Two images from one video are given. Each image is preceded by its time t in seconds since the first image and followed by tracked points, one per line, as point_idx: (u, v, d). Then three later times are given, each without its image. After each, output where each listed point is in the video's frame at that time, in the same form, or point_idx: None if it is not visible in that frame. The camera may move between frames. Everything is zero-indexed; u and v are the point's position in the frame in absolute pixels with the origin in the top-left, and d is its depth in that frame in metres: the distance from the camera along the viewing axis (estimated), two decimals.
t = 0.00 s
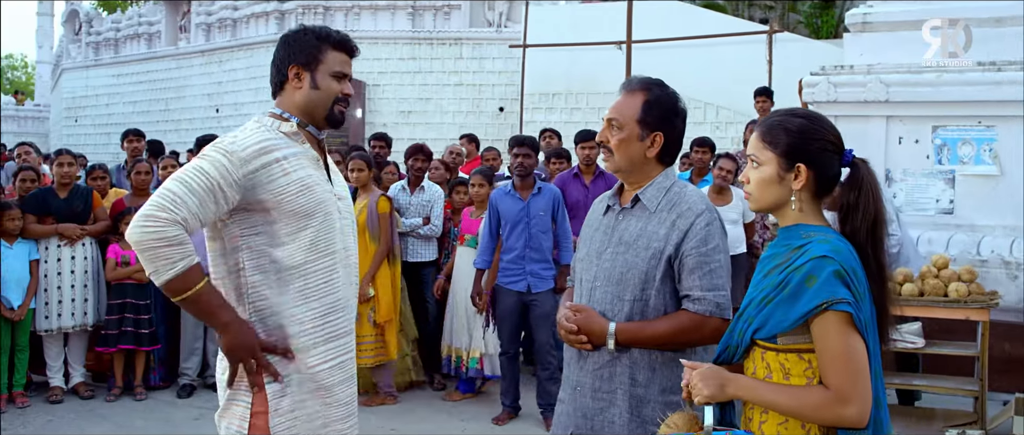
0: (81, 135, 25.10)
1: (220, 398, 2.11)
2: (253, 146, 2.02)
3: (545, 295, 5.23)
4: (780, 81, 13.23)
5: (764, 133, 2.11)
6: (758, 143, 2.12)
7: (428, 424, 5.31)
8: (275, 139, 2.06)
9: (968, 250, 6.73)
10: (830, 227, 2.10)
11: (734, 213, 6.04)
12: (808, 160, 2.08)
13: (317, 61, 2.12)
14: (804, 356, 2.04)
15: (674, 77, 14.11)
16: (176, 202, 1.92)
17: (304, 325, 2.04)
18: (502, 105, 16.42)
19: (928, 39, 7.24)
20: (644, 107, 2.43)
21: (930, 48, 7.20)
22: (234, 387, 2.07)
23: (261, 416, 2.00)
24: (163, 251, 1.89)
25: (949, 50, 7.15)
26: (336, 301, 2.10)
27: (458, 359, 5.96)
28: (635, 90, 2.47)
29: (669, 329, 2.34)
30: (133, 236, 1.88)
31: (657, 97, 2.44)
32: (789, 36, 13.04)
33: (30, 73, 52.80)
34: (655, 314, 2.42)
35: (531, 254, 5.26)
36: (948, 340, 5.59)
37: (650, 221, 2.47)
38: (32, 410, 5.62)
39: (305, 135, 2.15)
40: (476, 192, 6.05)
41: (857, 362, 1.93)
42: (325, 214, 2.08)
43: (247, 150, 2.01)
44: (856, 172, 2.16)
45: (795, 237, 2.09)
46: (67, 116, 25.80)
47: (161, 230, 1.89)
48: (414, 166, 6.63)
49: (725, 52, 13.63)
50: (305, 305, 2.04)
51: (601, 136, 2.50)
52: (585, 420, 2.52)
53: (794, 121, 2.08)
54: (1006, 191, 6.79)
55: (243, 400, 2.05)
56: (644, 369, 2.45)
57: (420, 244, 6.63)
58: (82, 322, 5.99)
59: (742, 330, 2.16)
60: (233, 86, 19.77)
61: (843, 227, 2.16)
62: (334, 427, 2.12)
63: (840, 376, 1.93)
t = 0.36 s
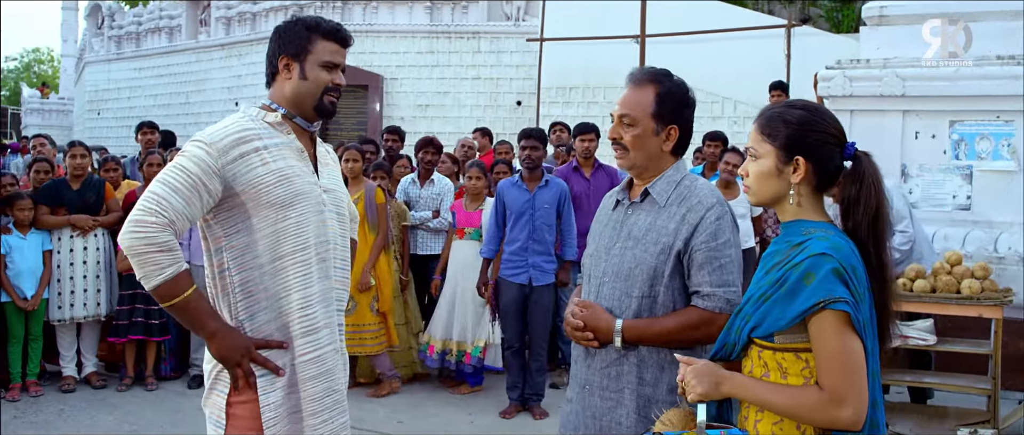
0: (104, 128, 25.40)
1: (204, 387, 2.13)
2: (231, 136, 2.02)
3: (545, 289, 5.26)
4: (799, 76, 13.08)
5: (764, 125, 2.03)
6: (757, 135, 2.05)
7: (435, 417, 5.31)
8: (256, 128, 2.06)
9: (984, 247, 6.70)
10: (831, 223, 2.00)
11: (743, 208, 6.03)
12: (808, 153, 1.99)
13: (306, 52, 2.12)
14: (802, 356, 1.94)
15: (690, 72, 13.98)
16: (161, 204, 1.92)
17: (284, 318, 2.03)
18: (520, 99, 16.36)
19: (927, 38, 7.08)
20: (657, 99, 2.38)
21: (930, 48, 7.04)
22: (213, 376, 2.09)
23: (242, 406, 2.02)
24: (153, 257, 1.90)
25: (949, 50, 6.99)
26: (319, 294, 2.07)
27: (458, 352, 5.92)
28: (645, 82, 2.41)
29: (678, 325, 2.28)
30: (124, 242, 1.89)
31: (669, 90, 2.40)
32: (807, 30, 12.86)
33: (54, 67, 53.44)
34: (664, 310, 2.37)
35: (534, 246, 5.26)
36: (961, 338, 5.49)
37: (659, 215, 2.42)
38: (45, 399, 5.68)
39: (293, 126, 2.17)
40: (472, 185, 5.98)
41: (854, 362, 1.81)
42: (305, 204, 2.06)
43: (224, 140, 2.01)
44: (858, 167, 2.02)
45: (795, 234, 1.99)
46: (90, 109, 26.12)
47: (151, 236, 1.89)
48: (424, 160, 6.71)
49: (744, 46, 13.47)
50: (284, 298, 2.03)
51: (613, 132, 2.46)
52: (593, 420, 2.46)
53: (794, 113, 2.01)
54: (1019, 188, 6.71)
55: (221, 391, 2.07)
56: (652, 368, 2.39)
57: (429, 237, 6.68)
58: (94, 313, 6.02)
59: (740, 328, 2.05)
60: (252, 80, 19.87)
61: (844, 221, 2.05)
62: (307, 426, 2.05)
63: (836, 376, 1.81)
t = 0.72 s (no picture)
0: (131, 131, 25.73)
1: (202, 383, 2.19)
2: (229, 135, 2.07)
3: (553, 289, 5.23)
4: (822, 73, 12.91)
5: (763, 117, 2.02)
6: (757, 128, 2.04)
7: (449, 417, 5.30)
8: (255, 127, 2.11)
9: (1009, 245, 6.56)
10: (833, 218, 1.97)
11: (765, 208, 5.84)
12: (807, 147, 1.97)
13: (306, 51, 2.17)
14: (802, 352, 1.91)
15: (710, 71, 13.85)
16: (159, 204, 1.97)
17: (281, 317, 2.08)
18: (541, 99, 16.29)
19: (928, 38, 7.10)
20: (660, 95, 2.38)
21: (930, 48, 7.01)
22: (209, 373, 2.15)
23: (239, 403, 2.08)
24: (151, 256, 1.95)
25: (948, 50, 6.93)
26: (316, 293, 2.12)
27: (478, 350, 5.91)
28: (647, 80, 2.41)
29: (685, 322, 2.29)
30: (122, 240, 1.94)
31: (671, 85, 2.40)
32: (829, 26, 12.67)
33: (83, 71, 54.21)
34: (670, 308, 2.37)
35: (544, 245, 5.26)
36: (982, 337, 5.38)
37: (663, 212, 2.41)
38: (67, 398, 5.74)
39: (291, 126, 2.21)
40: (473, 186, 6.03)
41: (856, 358, 1.79)
42: (302, 203, 2.11)
43: (222, 139, 2.06)
44: (855, 158, 1.99)
45: (798, 228, 1.96)
46: (118, 112, 26.47)
47: (149, 235, 1.95)
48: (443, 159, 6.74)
49: (766, 44, 13.33)
50: (281, 296, 2.08)
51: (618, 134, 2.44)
52: (600, 420, 2.45)
53: (797, 108, 1.98)
54: None
55: (217, 389, 2.13)
56: (659, 365, 2.39)
57: (446, 236, 6.70)
58: (114, 313, 6.07)
59: (740, 323, 2.02)
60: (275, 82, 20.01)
61: (843, 213, 2.01)
62: (301, 423, 2.11)
63: (838, 373, 1.79)
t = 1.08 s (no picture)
0: (152, 135, 25.96)
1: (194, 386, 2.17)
2: (222, 135, 2.06)
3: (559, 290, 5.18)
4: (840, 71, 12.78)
5: (757, 113, 1.98)
6: (751, 124, 2.00)
7: (461, 420, 5.25)
8: (248, 127, 2.11)
9: None
10: (833, 212, 1.94)
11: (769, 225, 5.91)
12: (803, 142, 1.93)
13: (296, 51, 2.17)
14: (801, 346, 1.87)
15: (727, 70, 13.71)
16: (155, 206, 1.96)
17: (277, 317, 2.09)
18: (558, 100, 16.28)
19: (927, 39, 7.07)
20: (638, 91, 2.33)
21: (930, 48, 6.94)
22: (203, 377, 2.13)
23: (234, 405, 2.07)
24: (147, 259, 1.95)
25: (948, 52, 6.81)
26: (312, 292, 2.13)
27: (487, 350, 5.92)
28: (629, 74, 2.37)
29: (667, 325, 2.25)
30: (117, 245, 1.93)
31: (651, 80, 2.34)
32: (848, 24, 12.64)
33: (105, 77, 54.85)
34: (652, 310, 2.32)
35: (550, 247, 5.22)
36: (1002, 338, 5.25)
37: (647, 212, 2.36)
38: (81, 400, 5.73)
39: (282, 125, 2.21)
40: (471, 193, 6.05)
41: (854, 353, 1.75)
42: (296, 202, 2.12)
43: (215, 139, 2.05)
44: (852, 150, 1.95)
45: (797, 222, 1.92)
46: (139, 116, 26.75)
47: (146, 239, 1.94)
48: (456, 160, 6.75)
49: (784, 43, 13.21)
50: (277, 296, 2.09)
51: (594, 122, 2.40)
52: (580, 419, 2.41)
53: (791, 101, 1.94)
54: None
55: (213, 391, 2.11)
56: (639, 365, 2.34)
57: (461, 237, 6.64)
58: (128, 315, 6.07)
59: (741, 317, 2.00)
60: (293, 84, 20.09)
61: (842, 207, 1.97)
62: (298, 421, 2.13)
63: (836, 368, 1.75)
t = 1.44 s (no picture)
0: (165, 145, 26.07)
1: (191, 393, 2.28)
2: (211, 141, 2.16)
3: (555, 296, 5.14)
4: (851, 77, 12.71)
5: (758, 115, 1.95)
6: (752, 127, 1.97)
7: (468, 428, 5.19)
8: (238, 131, 2.21)
9: None
10: (833, 214, 1.91)
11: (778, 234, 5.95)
12: (805, 145, 1.90)
13: (285, 56, 2.33)
14: (803, 348, 1.84)
15: (738, 76, 13.63)
16: (146, 212, 2.05)
17: (269, 323, 2.18)
18: (569, 108, 16.25)
19: (928, 39, 7.14)
20: (618, 95, 2.30)
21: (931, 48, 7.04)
22: (199, 383, 2.25)
23: (228, 412, 2.17)
24: (139, 265, 2.02)
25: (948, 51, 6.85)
26: (305, 297, 2.22)
27: (494, 361, 5.89)
28: (611, 79, 2.34)
29: (638, 331, 2.19)
30: (110, 251, 2.01)
31: (631, 84, 2.32)
32: (859, 29, 12.56)
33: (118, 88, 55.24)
34: (621, 315, 2.28)
35: (539, 251, 5.21)
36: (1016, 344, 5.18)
37: (621, 216, 2.34)
38: (89, 409, 5.69)
39: (274, 130, 2.35)
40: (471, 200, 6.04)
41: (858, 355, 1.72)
42: (287, 206, 2.21)
43: (205, 145, 2.15)
44: (854, 153, 1.93)
45: (797, 225, 1.90)
46: (153, 127, 26.91)
47: (137, 245, 2.02)
48: (458, 169, 6.74)
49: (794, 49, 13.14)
50: (269, 299, 2.18)
51: (576, 127, 2.39)
52: (554, 421, 2.37)
53: (792, 103, 1.91)
54: None
55: (207, 398, 2.21)
56: (610, 370, 2.30)
57: (465, 244, 6.61)
58: (135, 324, 6.09)
59: (742, 321, 1.97)
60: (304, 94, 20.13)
61: (843, 210, 1.95)
62: (292, 425, 2.20)
63: (840, 370, 1.72)
